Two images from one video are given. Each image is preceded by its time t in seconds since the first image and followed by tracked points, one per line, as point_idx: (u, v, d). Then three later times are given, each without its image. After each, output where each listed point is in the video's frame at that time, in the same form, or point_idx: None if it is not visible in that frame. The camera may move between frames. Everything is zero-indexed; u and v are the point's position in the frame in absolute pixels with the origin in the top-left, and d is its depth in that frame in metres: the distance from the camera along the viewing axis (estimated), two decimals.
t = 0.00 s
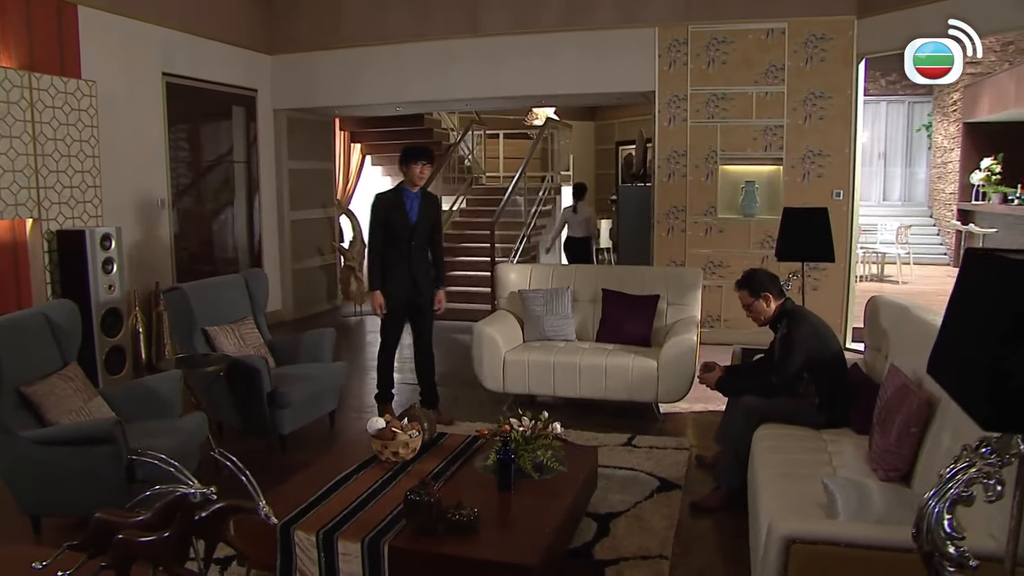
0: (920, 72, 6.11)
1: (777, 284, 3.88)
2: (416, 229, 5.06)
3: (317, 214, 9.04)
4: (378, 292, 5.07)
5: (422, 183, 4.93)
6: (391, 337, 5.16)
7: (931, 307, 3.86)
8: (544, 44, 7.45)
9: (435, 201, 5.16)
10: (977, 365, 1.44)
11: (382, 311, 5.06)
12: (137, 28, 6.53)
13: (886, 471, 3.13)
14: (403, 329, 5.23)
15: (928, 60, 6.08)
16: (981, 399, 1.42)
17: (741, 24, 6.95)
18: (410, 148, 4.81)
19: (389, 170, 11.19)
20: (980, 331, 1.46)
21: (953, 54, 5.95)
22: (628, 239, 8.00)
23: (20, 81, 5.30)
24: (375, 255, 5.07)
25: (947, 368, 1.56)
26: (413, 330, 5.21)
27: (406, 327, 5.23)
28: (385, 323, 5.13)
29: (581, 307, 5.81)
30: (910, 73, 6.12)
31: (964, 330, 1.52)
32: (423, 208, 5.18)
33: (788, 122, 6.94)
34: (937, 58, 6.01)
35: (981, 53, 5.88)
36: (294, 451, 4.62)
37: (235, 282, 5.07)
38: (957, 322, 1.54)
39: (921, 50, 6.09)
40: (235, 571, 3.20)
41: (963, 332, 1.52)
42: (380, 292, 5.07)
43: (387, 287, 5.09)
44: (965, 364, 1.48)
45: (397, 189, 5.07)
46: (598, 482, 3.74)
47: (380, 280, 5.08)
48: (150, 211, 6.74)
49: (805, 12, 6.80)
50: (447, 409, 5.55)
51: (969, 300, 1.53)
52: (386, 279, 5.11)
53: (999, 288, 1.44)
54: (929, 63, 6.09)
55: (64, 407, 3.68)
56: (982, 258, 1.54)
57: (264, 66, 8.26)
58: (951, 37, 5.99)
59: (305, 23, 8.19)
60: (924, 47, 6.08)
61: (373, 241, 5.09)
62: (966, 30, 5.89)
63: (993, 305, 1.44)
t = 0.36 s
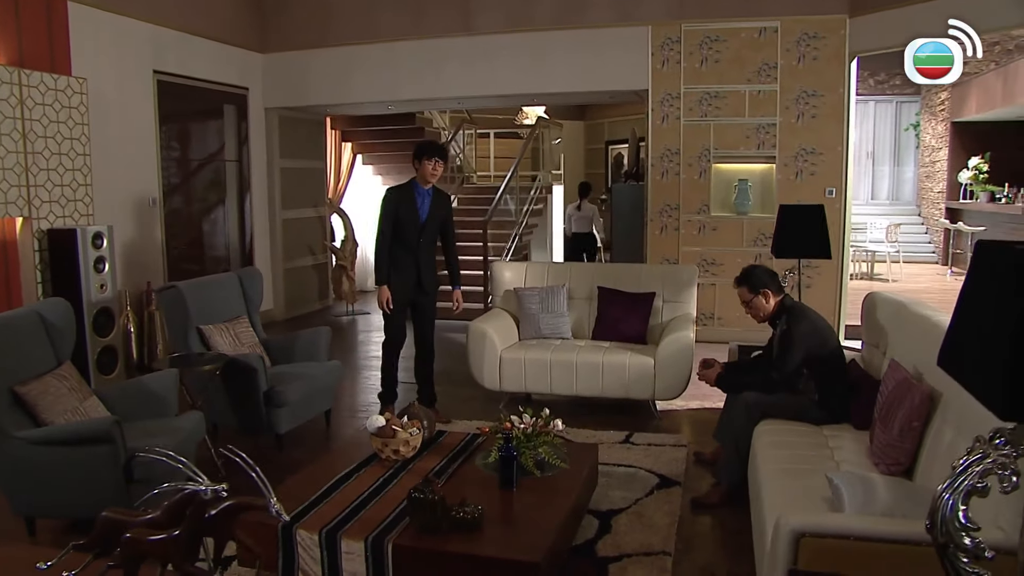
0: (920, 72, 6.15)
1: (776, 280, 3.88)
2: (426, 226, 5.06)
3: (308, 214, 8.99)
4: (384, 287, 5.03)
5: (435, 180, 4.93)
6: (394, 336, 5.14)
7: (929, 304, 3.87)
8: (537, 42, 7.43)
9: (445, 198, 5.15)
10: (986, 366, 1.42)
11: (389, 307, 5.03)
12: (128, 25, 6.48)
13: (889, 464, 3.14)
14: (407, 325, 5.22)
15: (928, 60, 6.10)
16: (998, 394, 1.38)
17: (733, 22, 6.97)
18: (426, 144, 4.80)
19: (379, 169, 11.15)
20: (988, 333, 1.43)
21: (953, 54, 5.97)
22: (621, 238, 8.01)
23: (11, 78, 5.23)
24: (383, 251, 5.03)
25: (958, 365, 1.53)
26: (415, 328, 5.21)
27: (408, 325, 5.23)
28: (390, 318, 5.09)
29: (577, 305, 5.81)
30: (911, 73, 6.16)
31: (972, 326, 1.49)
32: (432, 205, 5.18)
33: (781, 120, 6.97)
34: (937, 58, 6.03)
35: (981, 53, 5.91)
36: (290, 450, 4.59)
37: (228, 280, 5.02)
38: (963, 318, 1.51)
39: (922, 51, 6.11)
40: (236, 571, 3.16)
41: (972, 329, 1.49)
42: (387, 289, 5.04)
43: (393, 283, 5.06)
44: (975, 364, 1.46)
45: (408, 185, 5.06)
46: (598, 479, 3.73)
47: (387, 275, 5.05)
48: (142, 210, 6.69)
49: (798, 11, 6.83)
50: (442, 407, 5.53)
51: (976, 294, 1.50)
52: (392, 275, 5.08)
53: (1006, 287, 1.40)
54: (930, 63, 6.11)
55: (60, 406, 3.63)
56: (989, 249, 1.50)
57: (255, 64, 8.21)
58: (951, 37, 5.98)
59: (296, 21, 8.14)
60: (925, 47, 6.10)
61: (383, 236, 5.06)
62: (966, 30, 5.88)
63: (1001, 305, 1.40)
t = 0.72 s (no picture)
0: (920, 72, 6.13)
1: (778, 277, 3.88)
2: (427, 224, 5.04)
3: (303, 213, 8.95)
4: (385, 286, 5.01)
5: (435, 178, 4.91)
6: (394, 336, 5.11)
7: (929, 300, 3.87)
8: (533, 40, 7.42)
9: (446, 196, 5.14)
10: (991, 361, 1.35)
11: (390, 307, 5.02)
12: (123, 23, 6.44)
13: (892, 459, 3.14)
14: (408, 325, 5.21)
15: (928, 60, 6.09)
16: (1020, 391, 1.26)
17: (729, 22, 6.98)
18: (424, 142, 4.78)
19: (374, 168, 11.12)
20: (991, 329, 1.37)
21: (954, 54, 5.95)
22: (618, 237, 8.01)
23: (6, 75, 5.18)
24: (383, 249, 5.01)
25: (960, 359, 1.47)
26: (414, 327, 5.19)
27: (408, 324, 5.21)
28: (390, 318, 5.08)
29: (575, 303, 5.80)
30: (911, 73, 6.15)
31: (974, 321, 1.43)
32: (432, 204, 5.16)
33: (777, 119, 6.98)
34: (937, 58, 6.01)
35: (982, 53, 5.90)
36: (290, 449, 4.56)
37: (226, 278, 4.98)
38: (968, 311, 1.44)
39: (921, 50, 6.10)
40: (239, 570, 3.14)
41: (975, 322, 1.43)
42: (388, 289, 5.02)
43: (394, 282, 5.04)
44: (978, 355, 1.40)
45: (408, 183, 5.04)
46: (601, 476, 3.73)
47: (388, 275, 5.03)
48: (136, 209, 6.65)
49: (794, 10, 6.85)
50: (441, 405, 5.51)
51: (989, 286, 1.41)
52: (392, 274, 5.05)
53: (1010, 280, 1.35)
54: (930, 63, 6.10)
55: (58, 405, 3.59)
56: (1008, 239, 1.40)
57: (250, 63, 8.17)
58: (952, 37, 5.97)
59: (291, 19, 8.11)
60: (924, 47, 6.09)
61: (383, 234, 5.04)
62: (966, 30, 5.88)
63: (1005, 300, 1.35)
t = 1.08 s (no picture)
0: (920, 72, 6.15)
1: (780, 275, 3.89)
2: (419, 222, 5.03)
3: (300, 212, 8.92)
4: (384, 288, 5.01)
5: (423, 174, 4.91)
6: (396, 337, 5.09)
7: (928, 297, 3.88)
8: (532, 39, 7.41)
9: (437, 193, 5.14)
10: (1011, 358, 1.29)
11: (392, 309, 5.01)
12: (120, 21, 6.42)
13: (897, 455, 3.14)
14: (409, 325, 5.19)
15: (928, 60, 6.09)
16: None
17: (727, 21, 6.98)
18: (411, 139, 4.76)
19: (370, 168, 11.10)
20: (996, 331, 1.35)
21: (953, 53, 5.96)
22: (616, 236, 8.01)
23: (3, 73, 5.16)
24: (379, 250, 5.00)
25: (969, 351, 1.44)
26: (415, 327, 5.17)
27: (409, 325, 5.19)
28: (392, 320, 5.06)
29: (575, 302, 5.79)
30: (911, 73, 6.15)
31: (987, 315, 1.39)
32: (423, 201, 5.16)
33: (775, 118, 6.99)
34: (937, 58, 6.03)
35: (981, 53, 5.92)
36: (291, 448, 4.54)
37: (226, 277, 4.96)
38: (983, 305, 1.39)
39: (921, 50, 6.10)
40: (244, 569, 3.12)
41: (981, 317, 1.42)
42: (387, 290, 5.01)
43: (393, 283, 5.03)
44: (982, 352, 1.40)
45: (397, 181, 5.04)
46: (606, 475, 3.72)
47: (386, 277, 5.02)
48: (133, 208, 6.63)
49: (792, 9, 6.86)
50: (441, 405, 5.50)
51: (1003, 280, 1.36)
52: (391, 274, 5.04)
53: None
54: (929, 63, 6.11)
55: (58, 404, 3.56)
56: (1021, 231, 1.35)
57: (247, 62, 8.14)
58: (951, 37, 5.99)
59: (288, 18, 8.08)
60: (924, 47, 6.09)
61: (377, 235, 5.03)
62: (966, 30, 5.90)
63: None
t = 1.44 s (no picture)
0: (920, 72, 6.19)
1: (792, 274, 3.87)
2: (417, 220, 5.02)
3: (300, 212, 8.90)
4: (385, 289, 4.99)
5: (419, 171, 4.91)
6: (398, 338, 5.08)
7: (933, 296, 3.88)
8: (533, 38, 7.40)
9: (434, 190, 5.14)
10: None
11: (393, 310, 4.99)
12: (120, 20, 6.40)
13: (904, 453, 3.14)
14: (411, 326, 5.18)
15: (928, 60, 6.13)
16: None
17: (727, 20, 6.99)
18: (404, 138, 4.75)
19: (370, 168, 11.09)
20: (1007, 337, 1.35)
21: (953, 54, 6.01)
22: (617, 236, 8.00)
23: (4, 71, 5.15)
24: (379, 251, 4.99)
25: (982, 346, 1.43)
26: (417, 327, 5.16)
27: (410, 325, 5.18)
28: (394, 321, 5.05)
29: (577, 301, 5.79)
30: (911, 72, 6.21)
31: (1004, 310, 1.37)
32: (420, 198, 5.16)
33: (776, 117, 7.00)
34: (937, 58, 6.06)
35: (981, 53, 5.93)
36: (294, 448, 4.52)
37: (228, 276, 4.94)
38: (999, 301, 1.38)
39: (922, 50, 6.13)
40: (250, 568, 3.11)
41: (993, 319, 1.41)
42: (388, 292, 4.99)
43: (393, 283, 5.02)
44: (992, 355, 1.40)
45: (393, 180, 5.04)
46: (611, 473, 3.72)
47: (387, 278, 5.01)
48: (134, 207, 6.61)
49: (793, 9, 6.86)
50: (444, 404, 5.48)
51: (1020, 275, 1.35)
52: (391, 275, 5.03)
53: None
54: (929, 63, 6.15)
55: (62, 404, 3.55)
56: None
57: (247, 61, 8.12)
58: (951, 37, 6.00)
59: (288, 17, 8.06)
60: (925, 47, 6.12)
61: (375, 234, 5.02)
62: (966, 30, 5.91)
63: None
